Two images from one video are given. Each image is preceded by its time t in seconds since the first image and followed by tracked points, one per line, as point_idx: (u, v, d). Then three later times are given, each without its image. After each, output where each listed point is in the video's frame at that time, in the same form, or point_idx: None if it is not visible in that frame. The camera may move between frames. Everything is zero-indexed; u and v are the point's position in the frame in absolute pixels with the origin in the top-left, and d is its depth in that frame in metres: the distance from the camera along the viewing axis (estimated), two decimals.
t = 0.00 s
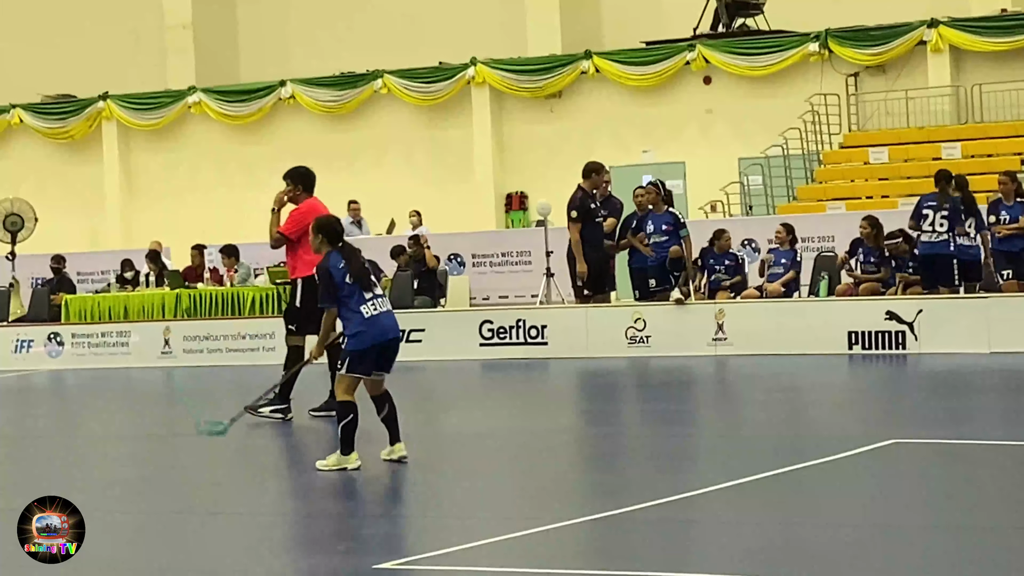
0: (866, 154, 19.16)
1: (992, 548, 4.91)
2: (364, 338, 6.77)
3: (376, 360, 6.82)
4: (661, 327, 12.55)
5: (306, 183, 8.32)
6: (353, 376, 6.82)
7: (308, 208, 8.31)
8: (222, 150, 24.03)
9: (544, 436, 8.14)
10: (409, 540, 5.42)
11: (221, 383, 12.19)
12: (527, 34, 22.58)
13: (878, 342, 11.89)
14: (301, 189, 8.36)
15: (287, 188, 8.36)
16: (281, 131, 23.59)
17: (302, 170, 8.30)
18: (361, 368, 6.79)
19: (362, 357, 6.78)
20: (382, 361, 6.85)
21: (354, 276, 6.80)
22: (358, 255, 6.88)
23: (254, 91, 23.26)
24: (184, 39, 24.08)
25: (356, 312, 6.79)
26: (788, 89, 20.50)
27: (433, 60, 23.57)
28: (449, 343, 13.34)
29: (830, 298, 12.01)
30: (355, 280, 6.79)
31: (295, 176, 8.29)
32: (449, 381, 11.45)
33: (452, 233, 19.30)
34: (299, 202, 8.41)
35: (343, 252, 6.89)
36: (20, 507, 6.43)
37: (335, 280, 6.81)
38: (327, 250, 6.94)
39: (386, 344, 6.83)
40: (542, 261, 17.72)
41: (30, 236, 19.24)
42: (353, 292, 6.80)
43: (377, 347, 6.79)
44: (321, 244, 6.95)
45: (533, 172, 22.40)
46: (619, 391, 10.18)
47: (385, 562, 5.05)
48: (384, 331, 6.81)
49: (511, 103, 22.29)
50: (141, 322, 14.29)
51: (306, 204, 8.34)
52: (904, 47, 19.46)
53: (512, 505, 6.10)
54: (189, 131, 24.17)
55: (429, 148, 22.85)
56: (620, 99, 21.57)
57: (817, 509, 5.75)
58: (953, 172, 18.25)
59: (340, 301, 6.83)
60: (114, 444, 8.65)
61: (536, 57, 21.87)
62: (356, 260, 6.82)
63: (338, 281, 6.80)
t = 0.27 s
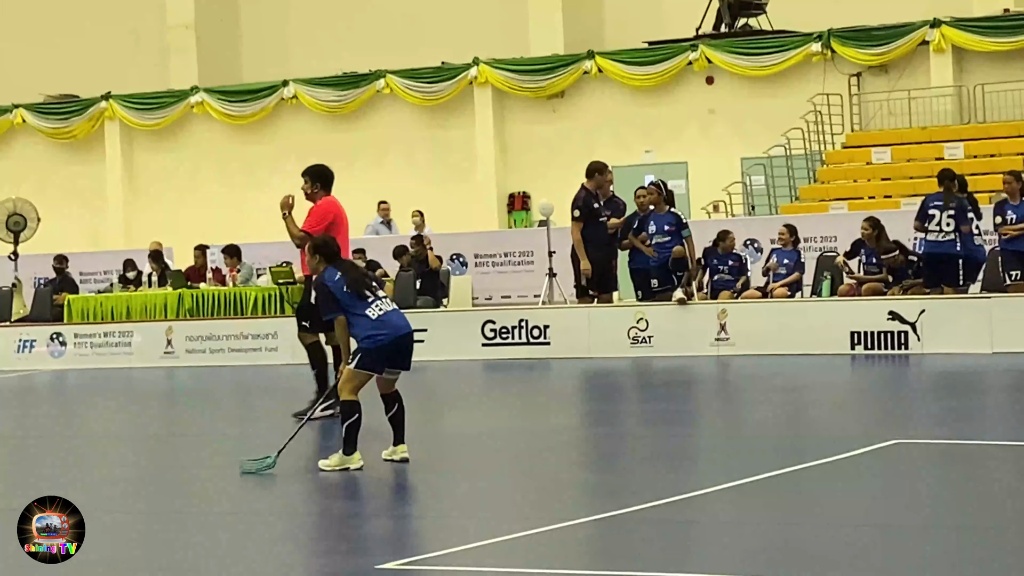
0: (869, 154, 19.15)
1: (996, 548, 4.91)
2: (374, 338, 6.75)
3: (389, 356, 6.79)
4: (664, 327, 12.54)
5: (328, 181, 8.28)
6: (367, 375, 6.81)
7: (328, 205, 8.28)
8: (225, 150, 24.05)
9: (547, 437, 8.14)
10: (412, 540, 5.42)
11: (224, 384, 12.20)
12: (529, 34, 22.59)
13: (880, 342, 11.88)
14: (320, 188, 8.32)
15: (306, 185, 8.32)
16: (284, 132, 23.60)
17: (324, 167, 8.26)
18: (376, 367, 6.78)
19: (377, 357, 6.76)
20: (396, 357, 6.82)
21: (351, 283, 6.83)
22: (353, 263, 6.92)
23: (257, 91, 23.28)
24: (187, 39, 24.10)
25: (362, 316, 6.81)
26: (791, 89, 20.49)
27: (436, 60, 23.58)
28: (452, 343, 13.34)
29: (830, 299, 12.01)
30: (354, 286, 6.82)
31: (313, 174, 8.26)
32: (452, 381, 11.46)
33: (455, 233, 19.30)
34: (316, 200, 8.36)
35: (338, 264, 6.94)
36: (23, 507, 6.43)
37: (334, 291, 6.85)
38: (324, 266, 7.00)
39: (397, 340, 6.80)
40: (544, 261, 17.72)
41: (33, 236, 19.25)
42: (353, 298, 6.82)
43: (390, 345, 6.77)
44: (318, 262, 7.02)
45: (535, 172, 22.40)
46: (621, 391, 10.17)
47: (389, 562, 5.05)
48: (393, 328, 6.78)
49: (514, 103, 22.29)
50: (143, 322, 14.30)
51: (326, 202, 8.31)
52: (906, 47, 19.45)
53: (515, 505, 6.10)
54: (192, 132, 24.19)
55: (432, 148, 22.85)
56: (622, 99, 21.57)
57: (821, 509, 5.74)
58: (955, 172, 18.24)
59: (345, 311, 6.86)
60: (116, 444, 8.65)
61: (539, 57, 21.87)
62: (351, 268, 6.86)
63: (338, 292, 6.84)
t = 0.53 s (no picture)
0: (875, 154, 19.12)
1: (1000, 549, 4.90)
2: (384, 340, 6.76)
3: (400, 354, 6.80)
4: (670, 327, 12.53)
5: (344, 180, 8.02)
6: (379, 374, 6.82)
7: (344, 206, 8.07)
8: (231, 149, 24.07)
9: (553, 436, 8.14)
10: (416, 540, 5.43)
11: (231, 383, 12.21)
12: (536, 34, 22.58)
13: (886, 342, 11.86)
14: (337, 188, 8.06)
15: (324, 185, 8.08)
16: (290, 131, 23.62)
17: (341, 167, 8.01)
18: (389, 367, 6.80)
19: (389, 357, 6.78)
20: (406, 355, 6.83)
21: (353, 289, 6.81)
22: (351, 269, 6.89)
23: (263, 91, 23.30)
24: (193, 39, 24.12)
25: (368, 320, 6.81)
26: (797, 88, 20.47)
27: (442, 60, 23.58)
28: (459, 343, 13.34)
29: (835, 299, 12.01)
30: (356, 292, 6.80)
31: (329, 174, 8.02)
32: (458, 380, 11.47)
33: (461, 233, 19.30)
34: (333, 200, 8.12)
35: (337, 272, 6.91)
36: (24, 507, 6.44)
37: (337, 299, 6.83)
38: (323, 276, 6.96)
39: (407, 338, 6.81)
40: (550, 261, 17.73)
41: (39, 236, 19.29)
42: (357, 304, 6.81)
43: (400, 344, 6.78)
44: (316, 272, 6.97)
45: (541, 172, 22.40)
46: (627, 391, 10.15)
47: (393, 562, 5.05)
48: (401, 326, 6.79)
49: (520, 102, 22.29)
50: (150, 322, 14.34)
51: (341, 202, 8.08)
52: (912, 47, 19.42)
53: (520, 505, 6.10)
54: (198, 131, 24.23)
55: (437, 148, 22.86)
56: (628, 98, 21.56)
57: (825, 510, 5.74)
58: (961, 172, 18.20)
59: (350, 316, 6.85)
60: (122, 443, 8.66)
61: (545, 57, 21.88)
62: (350, 274, 6.84)
63: (340, 299, 6.82)
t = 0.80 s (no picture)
0: (889, 154, 19.06)
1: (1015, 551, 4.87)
2: (398, 346, 6.76)
3: (414, 359, 6.84)
4: (683, 327, 12.51)
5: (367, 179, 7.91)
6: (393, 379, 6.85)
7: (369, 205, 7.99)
8: (245, 149, 24.13)
9: (567, 436, 8.14)
10: (428, 540, 5.42)
11: (244, 383, 12.24)
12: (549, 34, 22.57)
13: (900, 342, 11.82)
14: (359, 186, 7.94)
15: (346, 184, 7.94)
16: (303, 132, 23.67)
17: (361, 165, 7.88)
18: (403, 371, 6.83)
19: (403, 362, 6.81)
20: (419, 358, 6.86)
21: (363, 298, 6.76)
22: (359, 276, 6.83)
23: (277, 91, 23.33)
24: (207, 39, 24.19)
25: (379, 326, 6.80)
26: (811, 88, 20.41)
27: (456, 60, 23.59)
28: (473, 343, 13.33)
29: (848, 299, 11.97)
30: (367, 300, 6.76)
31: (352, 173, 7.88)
32: (472, 380, 11.47)
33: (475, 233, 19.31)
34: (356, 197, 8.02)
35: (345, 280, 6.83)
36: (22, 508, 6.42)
37: (348, 308, 6.79)
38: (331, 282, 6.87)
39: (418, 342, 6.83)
40: (564, 261, 17.73)
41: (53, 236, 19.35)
42: (368, 311, 6.79)
43: (414, 349, 6.80)
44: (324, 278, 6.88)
45: (554, 172, 22.39)
46: (641, 391, 10.14)
47: (406, 562, 5.05)
48: (413, 331, 6.81)
49: (534, 102, 22.29)
50: (163, 322, 14.38)
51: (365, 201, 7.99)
52: (927, 47, 19.34)
53: (533, 505, 6.09)
54: (212, 131, 24.30)
55: (451, 148, 22.87)
56: (642, 98, 21.54)
57: (839, 510, 5.71)
58: (976, 172, 18.13)
59: (361, 324, 6.82)
60: (134, 442, 8.68)
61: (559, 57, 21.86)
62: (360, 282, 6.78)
63: (351, 308, 6.78)
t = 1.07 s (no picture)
0: (912, 149, 18.96)
1: None
2: (417, 344, 6.77)
3: (434, 355, 6.85)
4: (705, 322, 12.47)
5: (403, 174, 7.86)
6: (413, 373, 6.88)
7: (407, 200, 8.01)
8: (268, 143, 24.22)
9: (590, 430, 8.15)
10: (449, 533, 5.46)
11: (268, 376, 12.30)
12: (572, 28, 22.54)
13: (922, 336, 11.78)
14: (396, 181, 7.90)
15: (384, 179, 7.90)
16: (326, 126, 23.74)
17: (398, 161, 7.82)
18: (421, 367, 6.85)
19: (422, 358, 6.83)
20: (439, 354, 6.87)
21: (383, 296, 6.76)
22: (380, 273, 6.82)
23: (300, 85, 23.36)
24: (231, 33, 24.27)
25: (399, 323, 6.81)
26: (835, 83, 20.32)
27: (479, 54, 23.59)
28: (495, 336, 13.35)
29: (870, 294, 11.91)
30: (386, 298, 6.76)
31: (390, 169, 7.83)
32: (494, 374, 11.50)
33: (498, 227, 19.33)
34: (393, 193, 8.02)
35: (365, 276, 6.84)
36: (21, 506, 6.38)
37: (367, 305, 6.79)
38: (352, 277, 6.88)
39: (438, 338, 6.84)
40: (586, 255, 17.73)
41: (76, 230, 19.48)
42: (388, 309, 6.79)
43: (433, 346, 6.81)
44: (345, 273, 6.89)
45: (577, 167, 22.38)
46: (663, 386, 10.14)
47: (429, 555, 5.08)
48: (432, 327, 6.81)
49: (557, 97, 22.29)
50: (188, 315, 14.43)
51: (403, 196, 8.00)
52: (953, 40, 19.18)
53: (554, 499, 6.11)
54: (236, 125, 24.40)
55: (473, 142, 22.89)
56: (665, 93, 21.49)
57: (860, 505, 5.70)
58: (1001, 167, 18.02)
59: (380, 320, 6.83)
60: (156, 436, 8.72)
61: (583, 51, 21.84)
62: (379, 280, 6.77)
63: (371, 305, 6.78)
